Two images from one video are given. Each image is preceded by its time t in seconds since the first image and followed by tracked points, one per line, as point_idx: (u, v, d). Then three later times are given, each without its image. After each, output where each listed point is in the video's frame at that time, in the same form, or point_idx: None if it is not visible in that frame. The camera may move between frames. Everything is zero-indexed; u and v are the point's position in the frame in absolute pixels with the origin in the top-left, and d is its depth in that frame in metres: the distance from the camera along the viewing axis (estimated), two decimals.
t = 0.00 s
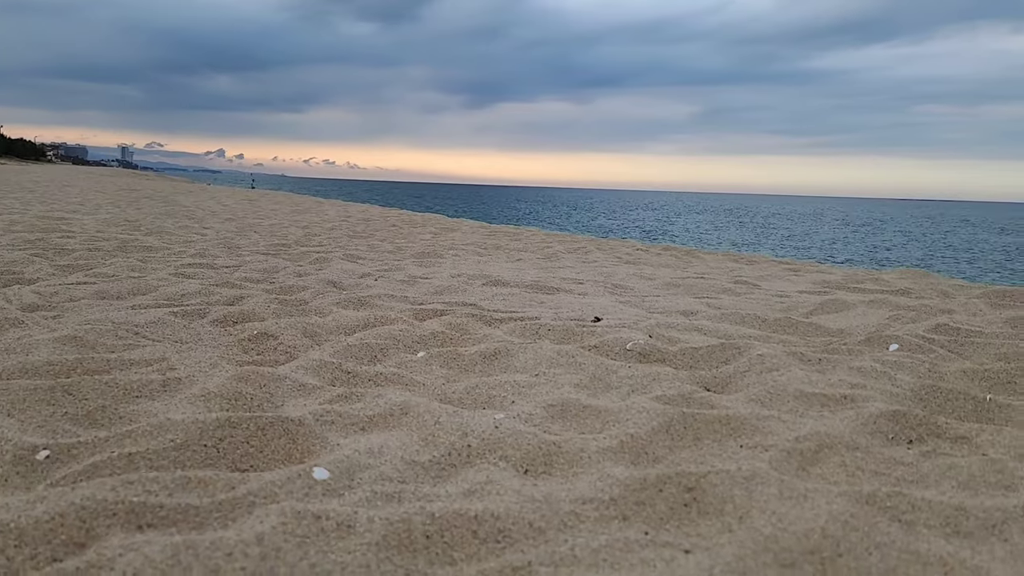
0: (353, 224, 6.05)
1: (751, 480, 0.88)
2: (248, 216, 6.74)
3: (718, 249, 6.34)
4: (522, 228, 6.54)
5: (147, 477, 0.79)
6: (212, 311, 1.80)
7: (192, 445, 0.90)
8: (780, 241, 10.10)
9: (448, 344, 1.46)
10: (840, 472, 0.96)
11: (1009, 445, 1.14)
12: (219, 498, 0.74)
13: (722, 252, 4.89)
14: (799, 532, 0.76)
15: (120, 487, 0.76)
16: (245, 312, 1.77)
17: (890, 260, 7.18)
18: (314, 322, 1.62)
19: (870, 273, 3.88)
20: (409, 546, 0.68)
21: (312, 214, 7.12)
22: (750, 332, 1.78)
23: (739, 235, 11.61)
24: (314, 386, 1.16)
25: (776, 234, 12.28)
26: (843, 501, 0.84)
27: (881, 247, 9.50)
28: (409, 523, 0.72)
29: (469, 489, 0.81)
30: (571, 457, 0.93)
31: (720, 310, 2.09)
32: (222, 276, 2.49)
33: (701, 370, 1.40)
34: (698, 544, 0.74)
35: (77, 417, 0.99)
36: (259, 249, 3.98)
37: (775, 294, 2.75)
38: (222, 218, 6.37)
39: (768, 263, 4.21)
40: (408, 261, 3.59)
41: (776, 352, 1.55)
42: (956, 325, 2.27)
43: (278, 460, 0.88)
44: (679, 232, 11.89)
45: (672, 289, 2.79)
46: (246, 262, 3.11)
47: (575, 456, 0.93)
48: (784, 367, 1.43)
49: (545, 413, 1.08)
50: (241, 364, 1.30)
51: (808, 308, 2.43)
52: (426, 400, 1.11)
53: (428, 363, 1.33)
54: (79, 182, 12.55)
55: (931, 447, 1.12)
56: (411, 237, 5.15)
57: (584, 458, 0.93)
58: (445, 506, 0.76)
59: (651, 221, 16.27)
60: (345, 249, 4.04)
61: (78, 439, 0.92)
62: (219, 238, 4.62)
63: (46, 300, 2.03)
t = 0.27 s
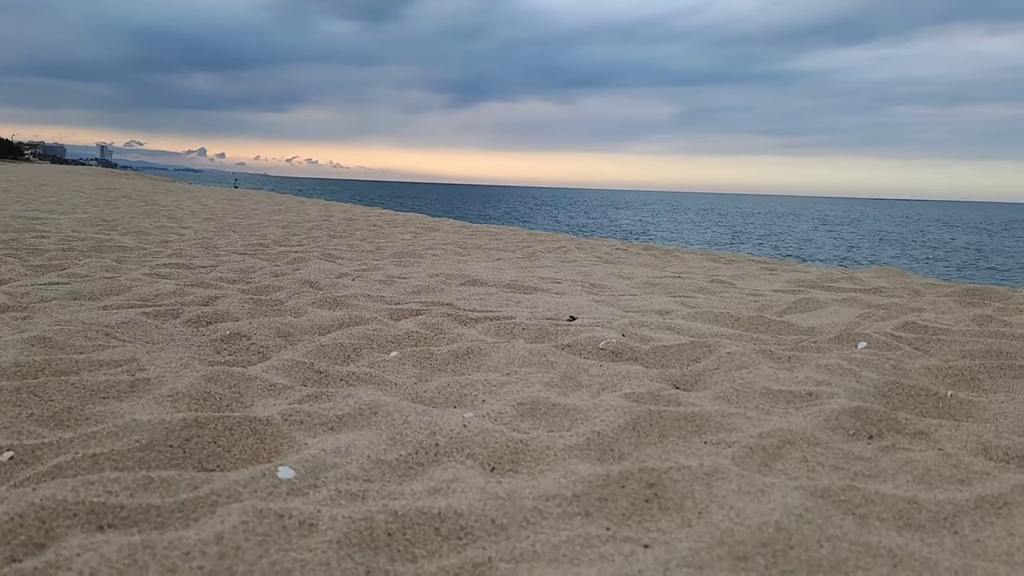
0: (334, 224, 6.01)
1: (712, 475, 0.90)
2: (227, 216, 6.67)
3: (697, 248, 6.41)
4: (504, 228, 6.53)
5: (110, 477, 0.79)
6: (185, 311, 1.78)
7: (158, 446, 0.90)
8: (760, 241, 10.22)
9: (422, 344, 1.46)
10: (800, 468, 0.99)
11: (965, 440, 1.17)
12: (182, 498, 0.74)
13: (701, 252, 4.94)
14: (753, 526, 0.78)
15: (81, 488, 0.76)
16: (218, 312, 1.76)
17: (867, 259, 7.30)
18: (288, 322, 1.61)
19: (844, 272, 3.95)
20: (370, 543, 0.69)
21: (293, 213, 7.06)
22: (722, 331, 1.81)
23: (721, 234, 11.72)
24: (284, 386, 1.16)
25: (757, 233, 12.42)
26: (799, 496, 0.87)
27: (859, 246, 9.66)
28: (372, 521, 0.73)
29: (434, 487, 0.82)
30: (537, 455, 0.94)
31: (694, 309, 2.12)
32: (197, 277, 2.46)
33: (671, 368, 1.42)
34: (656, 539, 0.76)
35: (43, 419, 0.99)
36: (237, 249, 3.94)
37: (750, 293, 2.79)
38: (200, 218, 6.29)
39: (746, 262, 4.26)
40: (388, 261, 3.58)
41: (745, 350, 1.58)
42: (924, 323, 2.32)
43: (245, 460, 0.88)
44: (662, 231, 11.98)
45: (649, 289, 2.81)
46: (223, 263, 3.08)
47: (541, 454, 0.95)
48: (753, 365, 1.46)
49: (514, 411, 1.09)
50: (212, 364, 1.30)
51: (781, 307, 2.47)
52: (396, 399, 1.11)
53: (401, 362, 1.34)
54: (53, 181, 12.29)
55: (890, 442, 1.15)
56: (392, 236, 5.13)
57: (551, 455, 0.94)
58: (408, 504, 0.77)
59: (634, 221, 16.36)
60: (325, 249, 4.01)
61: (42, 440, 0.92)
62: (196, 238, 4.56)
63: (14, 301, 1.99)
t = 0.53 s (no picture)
0: (312, 224, 5.95)
1: (672, 477, 0.92)
2: (202, 216, 6.57)
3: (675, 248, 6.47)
4: (483, 228, 6.53)
5: (69, 485, 0.79)
6: (154, 314, 1.76)
7: (119, 452, 0.89)
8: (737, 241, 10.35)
9: (393, 347, 1.46)
10: (761, 468, 1.01)
11: (922, 439, 1.21)
12: (141, 506, 0.74)
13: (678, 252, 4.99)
14: (709, 527, 0.80)
15: (38, 496, 0.75)
16: (188, 316, 1.74)
17: (840, 258, 7.44)
18: (259, 325, 1.60)
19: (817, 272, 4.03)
20: (331, 549, 0.69)
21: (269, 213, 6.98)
22: (693, 332, 1.83)
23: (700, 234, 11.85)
24: (251, 390, 1.15)
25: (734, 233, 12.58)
26: (757, 496, 0.89)
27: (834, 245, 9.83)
28: (333, 526, 0.73)
29: (398, 492, 0.83)
30: (502, 458, 0.95)
31: (666, 310, 2.15)
32: (168, 279, 2.43)
33: (640, 370, 1.44)
34: (615, 541, 0.77)
35: (2, 426, 0.98)
36: (211, 250, 3.88)
37: (722, 294, 2.83)
38: (174, 218, 6.19)
39: (721, 263, 4.32)
40: (363, 262, 3.56)
41: (714, 351, 1.60)
42: (889, 323, 2.38)
43: (209, 466, 0.88)
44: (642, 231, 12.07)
45: (624, 290, 2.84)
46: (196, 264, 3.04)
47: (506, 457, 0.96)
48: (720, 366, 1.49)
49: (482, 415, 1.10)
50: (179, 368, 1.29)
51: (752, 307, 2.51)
52: (364, 403, 1.12)
53: (371, 365, 1.34)
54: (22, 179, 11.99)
55: (850, 442, 1.18)
56: (370, 237, 5.10)
57: (516, 458, 0.95)
58: (371, 508, 0.78)
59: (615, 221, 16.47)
60: (300, 250, 3.98)
61: (0, 447, 0.90)
62: (169, 239, 4.48)
63: None
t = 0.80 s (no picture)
0: (292, 225, 5.89)
1: (643, 477, 0.93)
2: (180, 216, 6.47)
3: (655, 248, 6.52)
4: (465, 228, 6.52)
5: (35, 491, 0.78)
6: (127, 316, 1.74)
7: (88, 457, 0.88)
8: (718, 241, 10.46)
9: (370, 349, 1.46)
10: (732, 468, 1.03)
11: (890, 437, 1.24)
12: (108, 511, 0.74)
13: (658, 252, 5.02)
14: (678, 527, 0.81)
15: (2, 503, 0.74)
16: (162, 317, 1.72)
17: (818, 257, 7.55)
18: (234, 327, 1.59)
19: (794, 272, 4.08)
20: (300, 553, 0.69)
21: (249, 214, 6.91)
22: (669, 332, 1.85)
23: (681, 234, 11.95)
24: (225, 393, 1.15)
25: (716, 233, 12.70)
26: (725, 495, 0.91)
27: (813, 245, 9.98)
28: (303, 530, 0.73)
29: (370, 494, 0.83)
30: (476, 459, 0.96)
31: (644, 310, 2.17)
32: (142, 280, 2.39)
33: (616, 370, 1.45)
34: (586, 541, 0.78)
35: None
36: (188, 251, 3.83)
37: (700, 294, 2.86)
38: (151, 219, 6.10)
39: (700, 263, 4.36)
40: (343, 263, 3.54)
41: (689, 352, 1.62)
42: (863, 322, 2.42)
43: (180, 469, 0.88)
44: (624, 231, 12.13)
45: (603, 290, 2.85)
46: (172, 266, 3.00)
47: (480, 458, 0.96)
48: (695, 366, 1.51)
49: (457, 416, 1.11)
50: (152, 371, 1.27)
51: (729, 308, 2.54)
52: (338, 406, 1.11)
53: (346, 367, 1.33)
54: None
55: (819, 440, 1.20)
56: (351, 238, 5.07)
57: (489, 459, 0.96)
58: (342, 511, 0.78)
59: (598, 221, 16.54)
60: (280, 251, 3.95)
61: None
62: (145, 240, 4.41)
63: None
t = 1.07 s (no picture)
0: (270, 226, 5.82)
1: (611, 481, 0.94)
2: (156, 216, 6.36)
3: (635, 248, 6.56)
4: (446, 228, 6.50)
5: None
6: (96, 320, 1.70)
7: (49, 466, 0.87)
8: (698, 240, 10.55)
9: (343, 352, 1.45)
10: (699, 470, 1.04)
11: (855, 438, 1.27)
12: (67, 521, 0.73)
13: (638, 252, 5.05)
14: (643, 531, 0.82)
15: None
16: (132, 321, 1.69)
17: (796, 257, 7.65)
18: (206, 331, 1.57)
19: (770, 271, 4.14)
20: (263, 562, 0.69)
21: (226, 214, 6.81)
22: (644, 334, 1.87)
23: (663, 233, 12.03)
24: (193, 398, 1.13)
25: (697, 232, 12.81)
26: (691, 498, 0.92)
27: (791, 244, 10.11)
28: (266, 538, 0.73)
29: (336, 501, 0.83)
30: (445, 464, 0.96)
31: (620, 312, 2.18)
32: (113, 283, 2.35)
33: (590, 373, 1.46)
34: (552, 546, 0.79)
35: None
36: (163, 252, 3.76)
37: (677, 294, 2.89)
38: (125, 219, 5.98)
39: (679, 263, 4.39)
40: (320, 264, 3.51)
41: (663, 353, 1.64)
42: (834, 322, 2.46)
43: (144, 477, 0.87)
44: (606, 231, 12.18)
45: (581, 291, 2.87)
46: (145, 268, 2.95)
47: (449, 463, 0.96)
48: (667, 368, 1.52)
49: (428, 420, 1.11)
50: (119, 377, 1.26)
51: (705, 309, 2.56)
52: (309, 410, 1.11)
53: (318, 371, 1.33)
54: None
55: (787, 442, 1.22)
56: (330, 238, 5.02)
57: (458, 464, 0.96)
58: (307, 519, 0.77)
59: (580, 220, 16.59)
60: (256, 252, 3.90)
61: None
62: (117, 241, 4.33)
63: None
